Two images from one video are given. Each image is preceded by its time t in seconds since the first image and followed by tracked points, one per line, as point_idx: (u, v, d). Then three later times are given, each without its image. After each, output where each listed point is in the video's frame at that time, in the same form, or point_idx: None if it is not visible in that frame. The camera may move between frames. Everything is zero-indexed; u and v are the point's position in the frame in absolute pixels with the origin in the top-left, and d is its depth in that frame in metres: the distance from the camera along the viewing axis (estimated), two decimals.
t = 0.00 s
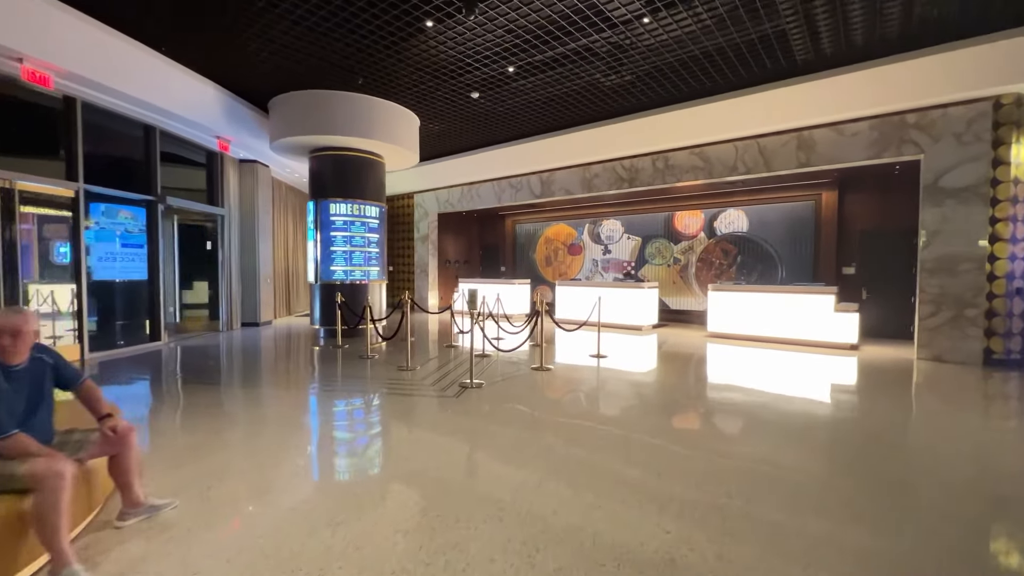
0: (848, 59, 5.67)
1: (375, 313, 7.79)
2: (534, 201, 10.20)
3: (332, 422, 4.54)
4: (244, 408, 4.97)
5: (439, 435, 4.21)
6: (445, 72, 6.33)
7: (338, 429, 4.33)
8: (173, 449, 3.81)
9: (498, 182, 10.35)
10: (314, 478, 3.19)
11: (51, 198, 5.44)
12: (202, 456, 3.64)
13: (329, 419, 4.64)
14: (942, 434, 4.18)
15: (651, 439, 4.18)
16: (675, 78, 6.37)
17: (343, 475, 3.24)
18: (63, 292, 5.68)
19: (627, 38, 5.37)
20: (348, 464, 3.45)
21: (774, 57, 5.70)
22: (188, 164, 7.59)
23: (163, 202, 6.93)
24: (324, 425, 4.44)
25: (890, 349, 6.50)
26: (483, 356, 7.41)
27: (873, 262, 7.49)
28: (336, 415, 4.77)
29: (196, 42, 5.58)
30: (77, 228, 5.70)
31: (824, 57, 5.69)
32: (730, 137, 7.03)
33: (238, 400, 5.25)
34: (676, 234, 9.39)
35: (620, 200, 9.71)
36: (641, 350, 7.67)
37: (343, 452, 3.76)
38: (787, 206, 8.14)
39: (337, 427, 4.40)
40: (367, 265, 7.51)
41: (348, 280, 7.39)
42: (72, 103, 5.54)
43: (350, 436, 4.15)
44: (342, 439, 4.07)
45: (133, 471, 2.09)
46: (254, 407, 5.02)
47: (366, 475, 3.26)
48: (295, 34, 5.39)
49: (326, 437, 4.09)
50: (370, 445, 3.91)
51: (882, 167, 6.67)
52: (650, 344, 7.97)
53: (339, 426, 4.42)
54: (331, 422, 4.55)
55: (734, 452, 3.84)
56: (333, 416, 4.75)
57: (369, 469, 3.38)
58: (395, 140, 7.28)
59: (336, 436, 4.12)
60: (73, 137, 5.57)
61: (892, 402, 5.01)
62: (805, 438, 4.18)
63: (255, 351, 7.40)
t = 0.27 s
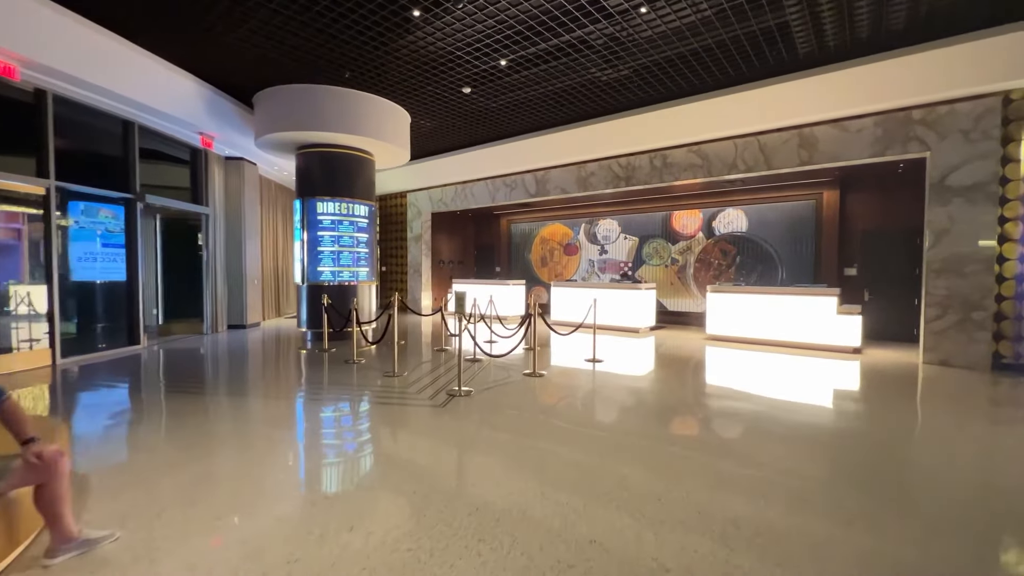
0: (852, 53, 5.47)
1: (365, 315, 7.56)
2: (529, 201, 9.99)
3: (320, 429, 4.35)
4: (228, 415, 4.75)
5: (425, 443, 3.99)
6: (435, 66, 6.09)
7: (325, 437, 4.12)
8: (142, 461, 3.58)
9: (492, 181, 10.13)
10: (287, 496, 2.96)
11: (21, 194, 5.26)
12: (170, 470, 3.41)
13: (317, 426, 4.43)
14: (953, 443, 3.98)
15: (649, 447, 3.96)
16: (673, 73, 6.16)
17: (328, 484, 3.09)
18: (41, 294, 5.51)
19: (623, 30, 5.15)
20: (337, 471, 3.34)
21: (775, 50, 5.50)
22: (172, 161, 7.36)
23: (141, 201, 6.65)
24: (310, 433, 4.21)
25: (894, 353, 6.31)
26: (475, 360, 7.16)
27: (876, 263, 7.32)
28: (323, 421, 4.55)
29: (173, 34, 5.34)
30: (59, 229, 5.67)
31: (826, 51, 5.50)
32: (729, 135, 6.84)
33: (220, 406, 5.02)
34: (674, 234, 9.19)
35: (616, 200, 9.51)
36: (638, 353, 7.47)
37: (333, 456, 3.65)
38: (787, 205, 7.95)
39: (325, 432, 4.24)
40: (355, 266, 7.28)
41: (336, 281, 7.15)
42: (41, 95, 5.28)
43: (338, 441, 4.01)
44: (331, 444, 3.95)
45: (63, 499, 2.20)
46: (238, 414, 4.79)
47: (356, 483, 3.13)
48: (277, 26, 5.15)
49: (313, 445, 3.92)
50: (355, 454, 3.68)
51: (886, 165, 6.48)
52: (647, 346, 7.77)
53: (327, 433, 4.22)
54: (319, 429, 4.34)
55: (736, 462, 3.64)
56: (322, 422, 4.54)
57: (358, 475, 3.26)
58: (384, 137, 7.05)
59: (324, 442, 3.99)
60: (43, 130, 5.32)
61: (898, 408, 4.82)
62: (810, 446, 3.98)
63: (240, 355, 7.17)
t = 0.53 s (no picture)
0: (858, 45, 5.28)
1: (357, 315, 7.33)
2: (526, 199, 9.78)
3: (310, 434, 4.14)
4: (218, 419, 4.54)
5: (414, 450, 3.78)
6: (427, 59, 5.88)
7: (315, 444, 3.91)
8: (117, 470, 3.37)
9: (488, 179, 9.92)
10: (262, 513, 2.74)
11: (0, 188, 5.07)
12: (140, 482, 3.19)
13: (307, 431, 4.22)
14: (969, 450, 3.79)
15: (650, 453, 3.76)
16: (675, 66, 5.96)
17: (318, 478, 3.22)
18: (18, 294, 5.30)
19: (623, 19, 4.93)
20: (329, 461, 3.52)
21: (781, 41, 5.31)
22: (157, 158, 7.13)
23: (123, 199, 6.42)
24: (300, 440, 4.01)
25: (901, 355, 6.13)
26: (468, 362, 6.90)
27: (881, 262, 7.14)
28: (313, 426, 4.33)
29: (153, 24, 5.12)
30: (42, 228, 5.55)
31: (833, 43, 5.31)
32: (731, 131, 6.65)
33: (208, 409, 4.81)
34: (674, 233, 9.00)
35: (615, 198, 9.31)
36: (637, 354, 7.28)
37: (324, 461, 3.53)
38: (790, 203, 7.77)
39: (316, 437, 4.06)
40: (347, 265, 7.07)
41: (327, 280, 6.94)
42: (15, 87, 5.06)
43: (329, 447, 3.83)
44: (320, 449, 3.78)
45: None
46: (227, 417, 4.58)
47: (351, 472, 3.33)
48: (262, 15, 4.93)
49: (303, 452, 3.73)
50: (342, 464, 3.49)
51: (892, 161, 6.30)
52: (646, 348, 7.58)
53: (318, 439, 4.02)
54: (310, 434, 4.13)
55: (742, 470, 3.43)
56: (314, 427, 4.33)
57: (351, 464, 3.47)
58: (376, 132, 6.84)
59: (314, 448, 3.81)
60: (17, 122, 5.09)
61: (909, 413, 4.63)
62: (820, 453, 3.78)
63: (229, 357, 6.95)
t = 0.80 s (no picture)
0: (866, 36, 5.08)
1: (346, 317, 7.09)
2: (522, 197, 9.57)
3: (299, 441, 3.93)
4: (204, 425, 4.31)
5: (400, 460, 3.56)
6: (418, 51, 5.64)
7: (303, 452, 3.70)
8: (87, 483, 3.14)
9: (483, 176, 9.70)
10: (233, 535, 2.51)
11: None
12: (102, 497, 2.96)
13: (295, 438, 4.00)
14: (988, 458, 3.58)
15: (651, 462, 3.54)
16: (675, 59, 5.75)
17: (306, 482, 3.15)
18: None
19: (622, 7, 4.71)
20: (318, 467, 3.38)
21: (786, 32, 5.10)
22: (138, 153, 6.86)
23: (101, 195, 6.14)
24: (287, 448, 3.79)
25: (908, 357, 5.94)
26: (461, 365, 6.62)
27: (885, 262, 6.96)
28: (302, 432, 4.11)
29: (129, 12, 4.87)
30: (17, 227, 5.30)
31: (840, 33, 5.11)
32: (733, 126, 6.45)
33: (194, 416, 4.56)
34: (673, 232, 8.80)
35: (613, 196, 9.11)
36: (636, 356, 7.07)
37: (311, 467, 3.40)
38: (792, 201, 7.58)
39: (304, 444, 3.85)
40: (336, 265, 6.84)
41: (315, 281, 6.70)
42: None
43: (317, 455, 3.63)
44: (309, 458, 3.58)
45: None
46: (215, 424, 4.34)
47: (341, 479, 3.20)
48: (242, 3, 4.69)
49: (291, 461, 3.51)
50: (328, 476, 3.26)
51: (898, 158, 6.10)
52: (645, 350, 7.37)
53: (307, 446, 3.81)
54: (299, 441, 3.92)
55: (749, 482, 3.22)
56: (303, 433, 4.10)
57: (341, 470, 3.34)
58: (364, 126, 6.60)
59: (302, 457, 3.60)
60: None
61: (920, 418, 4.43)
62: (830, 462, 3.57)
63: (216, 360, 6.69)
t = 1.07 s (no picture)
0: (871, 29, 4.89)
1: (332, 320, 6.85)
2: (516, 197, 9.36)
3: (284, 449, 3.74)
4: (186, 432, 4.07)
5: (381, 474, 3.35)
6: (406, 44, 5.42)
7: (288, 461, 3.52)
8: (49, 500, 2.90)
9: (476, 175, 9.48)
10: (197, 563, 2.30)
11: None
12: (55, 517, 2.73)
13: (279, 446, 3.81)
14: (1003, 472, 3.40)
15: (648, 475, 3.34)
16: (674, 54, 5.55)
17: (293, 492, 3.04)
18: None
19: None
20: (304, 478, 3.25)
21: (789, 26, 4.91)
22: (117, 150, 6.60)
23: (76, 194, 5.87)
24: (270, 456, 3.61)
25: (913, 362, 5.76)
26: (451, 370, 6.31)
27: (888, 263, 6.79)
28: (288, 440, 3.92)
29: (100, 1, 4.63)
30: None
31: (844, 27, 4.91)
32: (732, 123, 6.25)
33: (175, 423, 4.32)
34: (670, 232, 8.61)
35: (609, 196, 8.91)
36: (633, 360, 6.88)
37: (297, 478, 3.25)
38: (792, 201, 7.40)
39: (290, 451, 3.68)
40: (322, 266, 6.61)
41: (301, 283, 6.47)
42: None
43: (303, 464, 3.47)
44: (294, 468, 3.40)
45: None
46: (197, 431, 4.10)
47: (328, 490, 3.07)
48: None
49: (277, 472, 3.33)
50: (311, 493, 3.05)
51: (902, 156, 5.93)
52: (642, 354, 7.18)
53: (293, 454, 3.63)
54: (285, 449, 3.74)
55: (753, 499, 3.02)
56: (289, 440, 3.92)
57: (328, 480, 3.21)
58: (351, 123, 6.36)
59: (287, 467, 3.42)
60: None
61: (929, 427, 4.25)
62: (837, 475, 3.37)
63: (199, 365, 6.44)
